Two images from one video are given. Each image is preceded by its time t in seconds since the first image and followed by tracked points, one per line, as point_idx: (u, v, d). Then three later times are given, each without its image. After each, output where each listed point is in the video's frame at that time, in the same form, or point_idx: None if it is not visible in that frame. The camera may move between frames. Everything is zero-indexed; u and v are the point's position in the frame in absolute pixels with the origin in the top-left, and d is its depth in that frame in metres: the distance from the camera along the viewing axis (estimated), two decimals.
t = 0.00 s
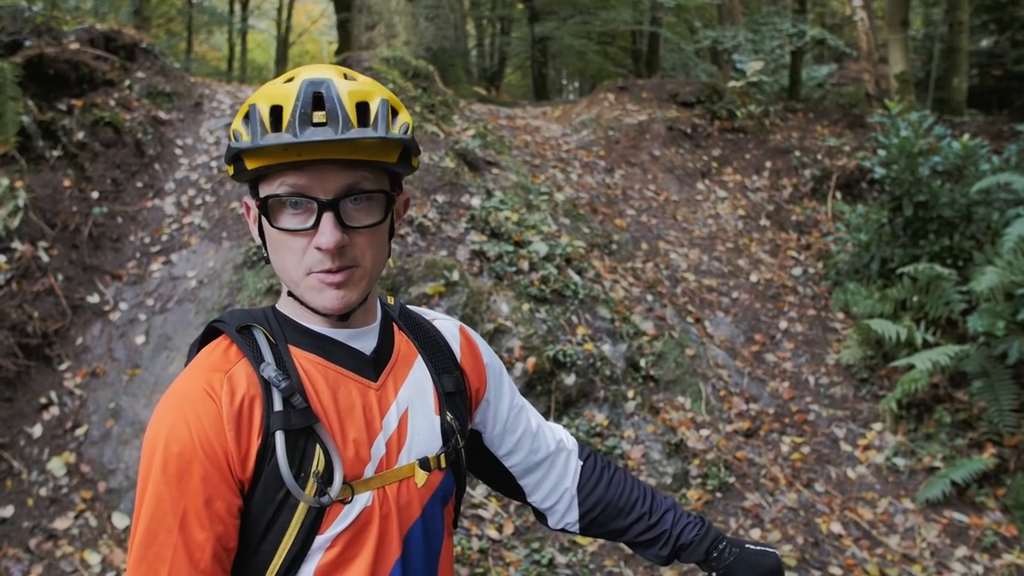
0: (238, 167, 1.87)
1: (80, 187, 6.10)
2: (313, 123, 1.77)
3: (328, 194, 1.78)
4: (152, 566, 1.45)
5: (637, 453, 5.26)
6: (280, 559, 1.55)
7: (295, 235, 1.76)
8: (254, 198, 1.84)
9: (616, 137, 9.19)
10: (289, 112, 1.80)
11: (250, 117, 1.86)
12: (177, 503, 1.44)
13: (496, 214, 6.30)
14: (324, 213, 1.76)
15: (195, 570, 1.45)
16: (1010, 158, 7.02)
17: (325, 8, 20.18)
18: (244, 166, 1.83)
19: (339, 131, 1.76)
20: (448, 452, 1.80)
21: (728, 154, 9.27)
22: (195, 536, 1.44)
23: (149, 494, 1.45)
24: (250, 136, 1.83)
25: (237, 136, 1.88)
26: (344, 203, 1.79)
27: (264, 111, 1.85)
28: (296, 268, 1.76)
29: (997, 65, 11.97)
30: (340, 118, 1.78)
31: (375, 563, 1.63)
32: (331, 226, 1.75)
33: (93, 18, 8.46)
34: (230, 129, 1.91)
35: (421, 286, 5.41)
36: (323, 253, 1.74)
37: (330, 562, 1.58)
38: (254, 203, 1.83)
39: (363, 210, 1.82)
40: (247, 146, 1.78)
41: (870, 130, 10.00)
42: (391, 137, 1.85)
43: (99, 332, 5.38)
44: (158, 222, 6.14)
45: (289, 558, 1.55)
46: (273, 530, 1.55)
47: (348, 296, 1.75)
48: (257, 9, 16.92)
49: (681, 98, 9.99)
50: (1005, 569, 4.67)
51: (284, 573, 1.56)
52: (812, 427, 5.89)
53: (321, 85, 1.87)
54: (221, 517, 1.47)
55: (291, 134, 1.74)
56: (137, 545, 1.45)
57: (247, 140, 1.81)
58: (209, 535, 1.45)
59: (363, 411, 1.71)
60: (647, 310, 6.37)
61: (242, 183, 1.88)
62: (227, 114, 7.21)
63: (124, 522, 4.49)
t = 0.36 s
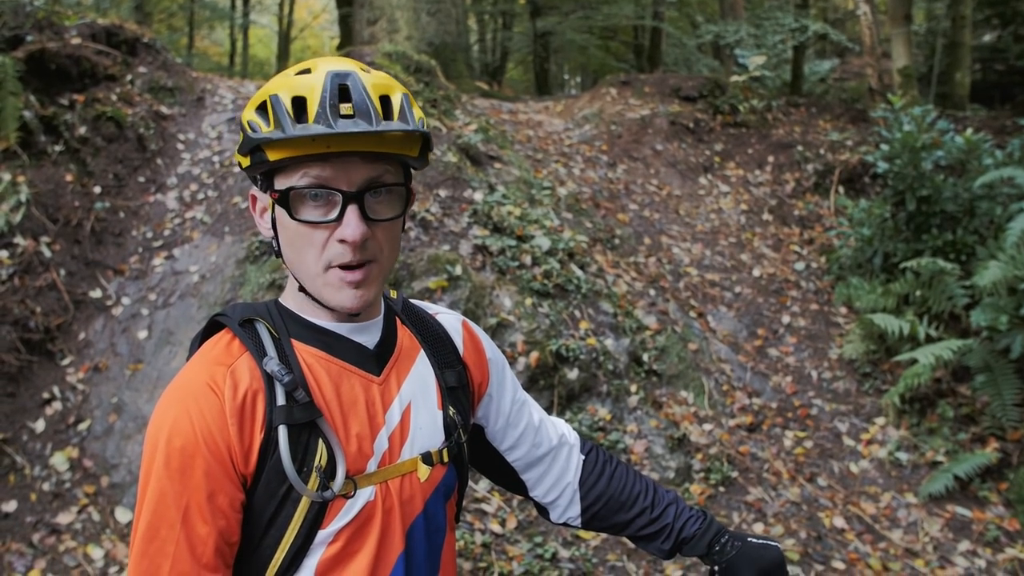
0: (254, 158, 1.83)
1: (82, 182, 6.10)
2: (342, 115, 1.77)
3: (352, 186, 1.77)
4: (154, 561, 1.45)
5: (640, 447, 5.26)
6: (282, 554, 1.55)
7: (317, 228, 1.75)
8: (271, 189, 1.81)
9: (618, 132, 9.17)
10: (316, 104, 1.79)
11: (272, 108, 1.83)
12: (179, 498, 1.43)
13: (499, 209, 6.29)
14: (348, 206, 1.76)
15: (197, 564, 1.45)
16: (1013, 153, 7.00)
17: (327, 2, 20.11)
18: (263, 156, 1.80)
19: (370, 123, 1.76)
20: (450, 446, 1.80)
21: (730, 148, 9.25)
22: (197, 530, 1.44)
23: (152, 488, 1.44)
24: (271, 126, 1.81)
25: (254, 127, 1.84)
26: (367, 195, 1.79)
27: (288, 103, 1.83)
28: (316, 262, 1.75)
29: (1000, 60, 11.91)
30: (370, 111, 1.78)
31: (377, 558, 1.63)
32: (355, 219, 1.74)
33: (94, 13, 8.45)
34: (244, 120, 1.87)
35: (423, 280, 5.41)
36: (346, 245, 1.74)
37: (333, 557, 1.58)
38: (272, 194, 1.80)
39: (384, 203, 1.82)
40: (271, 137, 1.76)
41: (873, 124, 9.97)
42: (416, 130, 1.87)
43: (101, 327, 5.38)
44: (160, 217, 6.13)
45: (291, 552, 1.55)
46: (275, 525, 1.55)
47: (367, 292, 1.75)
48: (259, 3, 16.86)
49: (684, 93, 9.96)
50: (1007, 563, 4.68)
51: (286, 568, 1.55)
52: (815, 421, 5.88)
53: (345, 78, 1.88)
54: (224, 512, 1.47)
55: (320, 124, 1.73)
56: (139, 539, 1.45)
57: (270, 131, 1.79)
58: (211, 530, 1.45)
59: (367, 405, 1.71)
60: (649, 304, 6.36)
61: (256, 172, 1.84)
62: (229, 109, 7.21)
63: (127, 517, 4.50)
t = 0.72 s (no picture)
0: (257, 140, 1.82)
1: (83, 174, 6.08)
2: (344, 91, 1.76)
3: (356, 161, 1.77)
4: (158, 552, 1.44)
5: (641, 441, 5.26)
6: (286, 545, 1.54)
7: (320, 203, 1.75)
8: (274, 169, 1.80)
9: (619, 126, 9.14)
10: (319, 81, 1.79)
11: (274, 90, 1.83)
12: (185, 488, 1.43)
13: (500, 202, 6.28)
14: (352, 180, 1.75)
15: (202, 555, 1.45)
16: (1014, 148, 6.98)
17: None
18: (266, 135, 1.79)
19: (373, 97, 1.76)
20: (453, 438, 1.80)
21: (732, 143, 9.23)
22: (202, 521, 1.44)
23: (157, 479, 1.44)
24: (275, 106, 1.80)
25: (257, 110, 1.84)
26: (370, 170, 1.78)
27: (290, 83, 1.83)
28: (319, 237, 1.75)
29: (1002, 56, 11.88)
30: (372, 87, 1.79)
31: (380, 550, 1.62)
32: (360, 193, 1.74)
33: (95, 5, 8.42)
34: (246, 105, 1.87)
35: (425, 274, 5.40)
36: (350, 219, 1.74)
37: (336, 548, 1.57)
38: (275, 174, 1.79)
39: (388, 179, 1.82)
40: (274, 113, 1.75)
41: (874, 119, 9.95)
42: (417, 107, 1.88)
43: (102, 320, 5.38)
44: (161, 210, 6.12)
45: (295, 544, 1.54)
46: (279, 516, 1.54)
47: (375, 264, 1.76)
48: None
49: (685, 87, 9.94)
50: (1007, 558, 4.68)
51: (290, 559, 1.55)
52: (815, 416, 5.89)
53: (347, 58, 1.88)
54: (229, 503, 1.47)
55: (324, 97, 1.73)
56: (143, 529, 1.45)
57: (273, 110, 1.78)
58: (216, 521, 1.45)
59: (371, 396, 1.70)
60: (650, 299, 6.36)
61: (260, 156, 1.83)
62: (230, 101, 7.20)
63: (128, 509, 4.50)
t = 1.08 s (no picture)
0: (267, 131, 1.86)
1: (85, 173, 6.08)
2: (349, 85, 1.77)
3: (358, 155, 1.76)
4: (167, 552, 1.45)
5: (643, 440, 5.26)
6: (294, 543, 1.54)
7: (320, 195, 1.75)
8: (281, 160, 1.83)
9: (620, 125, 9.14)
10: (325, 75, 1.81)
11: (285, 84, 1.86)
12: (192, 488, 1.44)
13: (502, 201, 6.29)
14: (352, 173, 1.75)
15: (209, 554, 1.45)
16: (1015, 148, 6.98)
17: None
18: (275, 126, 1.82)
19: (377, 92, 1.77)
20: (459, 436, 1.80)
21: (733, 142, 9.23)
22: (208, 520, 1.44)
23: (163, 479, 1.44)
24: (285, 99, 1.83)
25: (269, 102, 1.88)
26: (372, 166, 1.78)
27: (300, 77, 1.86)
28: (319, 229, 1.75)
29: (1002, 56, 11.88)
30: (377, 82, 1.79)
31: (387, 547, 1.62)
32: (358, 186, 1.74)
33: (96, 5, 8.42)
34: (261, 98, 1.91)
35: (427, 273, 5.41)
36: (348, 211, 1.73)
37: (344, 546, 1.57)
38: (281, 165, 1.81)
39: (390, 177, 1.80)
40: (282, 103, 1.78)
41: (875, 119, 9.94)
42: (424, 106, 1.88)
43: (105, 319, 5.38)
44: (163, 209, 6.12)
45: (303, 542, 1.55)
46: (287, 514, 1.54)
47: (370, 258, 1.75)
48: None
49: (686, 87, 9.94)
50: (1009, 558, 4.68)
51: (297, 558, 1.55)
52: (816, 415, 5.89)
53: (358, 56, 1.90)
54: (235, 502, 1.47)
55: (330, 90, 1.75)
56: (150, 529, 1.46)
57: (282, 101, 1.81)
58: (223, 519, 1.45)
59: (376, 394, 1.70)
60: (652, 298, 6.36)
61: (270, 148, 1.86)
62: (231, 101, 7.21)
63: (131, 509, 4.50)
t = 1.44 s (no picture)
0: (289, 127, 1.85)
1: (86, 171, 6.07)
2: (378, 89, 1.77)
3: (381, 160, 1.77)
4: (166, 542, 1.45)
5: (643, 439, 5.27)
6: (302, 538, 1.55)
7: (340, 197, 1.75)
8: (301, 157, 1.82)
9: (620, 125, 9.15)
10: (354, 77, 1.80)
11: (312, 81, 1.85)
12: (195, 478, 1.44)
13: (502, 201, 6.29)
14: (373, 178, 1.76)
15: (209, 545, 1.45)
16: (1014, 149, 6.99)
17: None
18: (298, 122, 1.81)
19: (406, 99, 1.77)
20: (467, 432, 1.80)
21: (732, 142, 9.24)
22: (211, 510, 1.44)
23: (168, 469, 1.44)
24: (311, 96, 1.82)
25: (293, 98, 1.86)
26: (393, 172, 1.78)
27: (328, 76, 1.84)
28: (336, 230, 1.76)
29: (1001, 56, 11.90)
30: (406, 89, 1.79)
31: (397, 542, 1.63)
32: (379, 191, 1.75)
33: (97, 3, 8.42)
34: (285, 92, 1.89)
35: (428, 272, 5.41)
36: (367, 216, 1.74)
37: (353, 540, 1.58)
38: (301, 162, 1.81)
39: (410, 183, 1.81)
40: (308, 101, 1.77)
41: (875, 119, 9.95)
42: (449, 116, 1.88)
43: (105, 317, 5.38)
44: (164, 207, 6.12)
45: (312, 536, 1.55)
46: (296, 509, 1.55)
47: (384, 263, 1.76)
48: None
49: (686, 86, 9.95)
50: (1007, 557, 4.69)
51: (307, 552, 1.55)
52: (816, 415, 5.90)
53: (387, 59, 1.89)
54: (239, 494, 1.47)
55: (359, 93, 1.74)
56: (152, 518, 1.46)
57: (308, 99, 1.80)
58: (225, 511, 1.45)
59: (385, 389, 1.71)
60: (652, 298, 6.37)
61: (290, 144, 1.85)
62: (232, 100, 7.22)
63: (132, 507, 4.50)
